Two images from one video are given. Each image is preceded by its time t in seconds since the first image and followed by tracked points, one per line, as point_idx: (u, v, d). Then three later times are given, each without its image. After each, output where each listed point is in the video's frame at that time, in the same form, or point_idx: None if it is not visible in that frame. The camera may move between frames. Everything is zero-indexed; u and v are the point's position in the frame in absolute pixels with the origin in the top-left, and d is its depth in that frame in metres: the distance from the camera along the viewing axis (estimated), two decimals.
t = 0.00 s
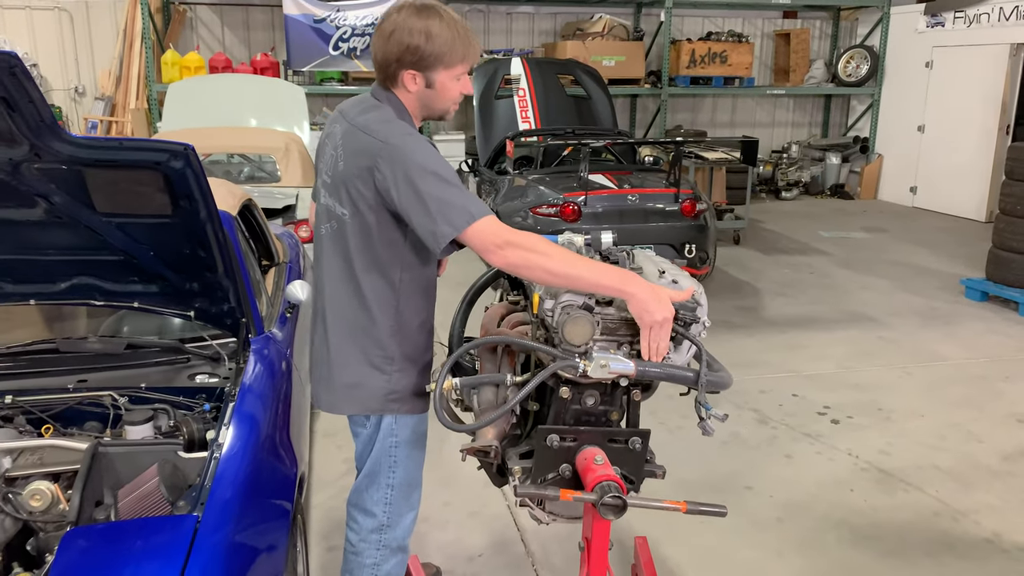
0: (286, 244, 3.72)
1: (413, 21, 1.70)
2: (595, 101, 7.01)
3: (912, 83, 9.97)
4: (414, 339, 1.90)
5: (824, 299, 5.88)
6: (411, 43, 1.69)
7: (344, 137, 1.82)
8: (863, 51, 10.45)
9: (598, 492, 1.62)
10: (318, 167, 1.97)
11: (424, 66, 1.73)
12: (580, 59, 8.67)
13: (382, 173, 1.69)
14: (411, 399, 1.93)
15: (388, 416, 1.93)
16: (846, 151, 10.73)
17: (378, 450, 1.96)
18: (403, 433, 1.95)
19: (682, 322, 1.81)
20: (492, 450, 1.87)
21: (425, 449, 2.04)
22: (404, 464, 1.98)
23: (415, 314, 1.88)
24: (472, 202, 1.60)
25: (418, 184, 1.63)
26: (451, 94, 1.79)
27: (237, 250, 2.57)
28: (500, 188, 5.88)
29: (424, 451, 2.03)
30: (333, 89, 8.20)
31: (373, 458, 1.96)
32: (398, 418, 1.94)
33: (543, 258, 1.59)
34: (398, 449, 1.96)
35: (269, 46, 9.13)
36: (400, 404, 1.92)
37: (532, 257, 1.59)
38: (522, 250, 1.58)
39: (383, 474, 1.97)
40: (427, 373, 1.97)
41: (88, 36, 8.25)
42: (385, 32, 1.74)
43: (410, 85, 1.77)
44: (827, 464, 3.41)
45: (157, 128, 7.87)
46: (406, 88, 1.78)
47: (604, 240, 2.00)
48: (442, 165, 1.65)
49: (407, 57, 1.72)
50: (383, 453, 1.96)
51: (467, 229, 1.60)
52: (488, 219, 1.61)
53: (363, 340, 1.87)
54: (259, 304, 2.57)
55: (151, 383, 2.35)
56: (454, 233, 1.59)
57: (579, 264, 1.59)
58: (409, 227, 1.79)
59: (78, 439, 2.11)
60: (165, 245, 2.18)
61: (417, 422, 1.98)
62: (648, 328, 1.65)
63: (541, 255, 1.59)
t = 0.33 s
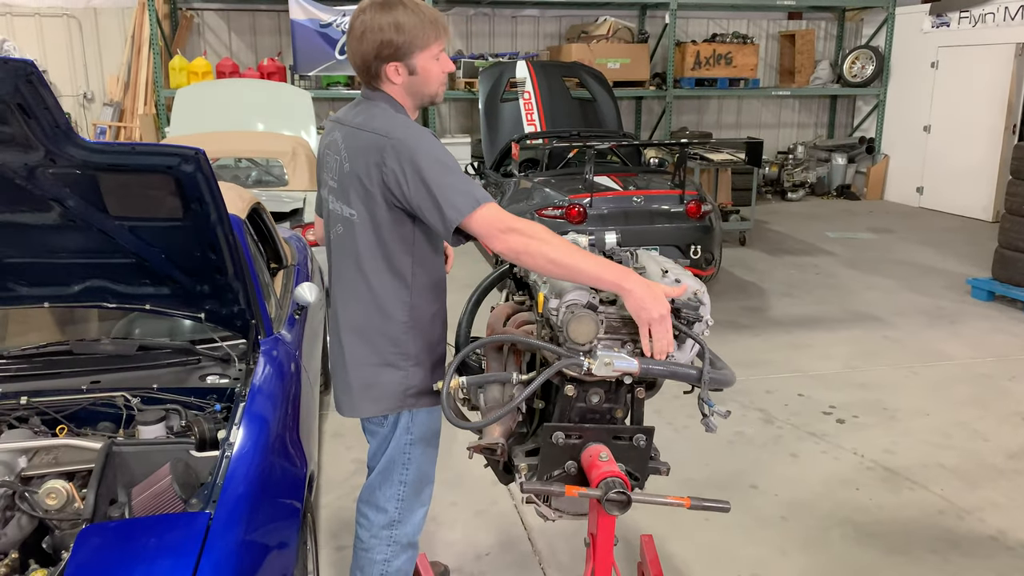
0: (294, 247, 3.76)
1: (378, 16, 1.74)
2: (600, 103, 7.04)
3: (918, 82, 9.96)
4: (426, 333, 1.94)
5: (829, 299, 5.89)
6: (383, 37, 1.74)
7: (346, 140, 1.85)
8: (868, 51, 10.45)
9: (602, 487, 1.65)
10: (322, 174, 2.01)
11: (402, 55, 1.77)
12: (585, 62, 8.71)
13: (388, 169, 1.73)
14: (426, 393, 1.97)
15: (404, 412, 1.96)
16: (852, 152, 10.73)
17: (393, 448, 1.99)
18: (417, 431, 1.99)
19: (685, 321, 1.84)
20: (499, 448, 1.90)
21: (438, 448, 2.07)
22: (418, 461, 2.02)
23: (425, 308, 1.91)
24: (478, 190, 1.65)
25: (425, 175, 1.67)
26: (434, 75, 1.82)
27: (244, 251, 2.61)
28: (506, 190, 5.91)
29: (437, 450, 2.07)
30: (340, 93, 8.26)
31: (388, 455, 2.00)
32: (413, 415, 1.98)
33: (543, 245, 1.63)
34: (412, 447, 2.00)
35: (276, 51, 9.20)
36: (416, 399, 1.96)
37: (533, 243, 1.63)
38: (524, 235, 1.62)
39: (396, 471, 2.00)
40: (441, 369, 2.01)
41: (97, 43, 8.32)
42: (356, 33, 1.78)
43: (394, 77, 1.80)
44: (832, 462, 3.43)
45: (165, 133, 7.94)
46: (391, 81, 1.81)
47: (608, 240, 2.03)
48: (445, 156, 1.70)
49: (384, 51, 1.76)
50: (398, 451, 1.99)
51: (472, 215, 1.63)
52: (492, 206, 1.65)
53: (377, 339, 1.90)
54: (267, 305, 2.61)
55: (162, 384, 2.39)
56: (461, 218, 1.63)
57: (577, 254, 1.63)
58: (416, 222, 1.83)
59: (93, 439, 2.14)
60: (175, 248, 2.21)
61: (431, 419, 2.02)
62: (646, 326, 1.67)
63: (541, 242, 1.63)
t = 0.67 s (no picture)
0: (299, 253, 3.77)
1: (363, 23, 1.76)
2: (603, 108, 7.05)
3: (921, 86, 9.96)
4: (438, 330, 1.94)
5: (834, 303, 5.89)
6: (371, 42, 1.75)
7: (346, 147, 1.87)
8: (871, 56, 10.46)
9: (613, 492, 1.65)
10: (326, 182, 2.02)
11: (391, 57, 1.78)
12: (588, 67, 8.72)
13: (388, 167, 1.73)
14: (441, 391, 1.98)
15: (416, 416, 1.97)
16: (856, 156, 10.67)
17: (401, 452, 2.00)
18: (426, 435, 2.00)
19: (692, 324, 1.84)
20: (508, 452, 1.91)
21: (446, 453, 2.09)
22: (426, 466, 2.03)
23: (435, 305, 1.92)
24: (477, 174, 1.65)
25: (423, 168, 1.67)
26: (428, 72, 1.82)
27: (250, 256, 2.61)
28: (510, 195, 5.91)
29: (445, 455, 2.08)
30: (344, 99, 8.28)
31: (396, 460, 2.00)
32: (422, 419, 1.99)
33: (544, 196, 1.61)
34: (420, 452, 2.01)
35: (280, 57, 9.22)
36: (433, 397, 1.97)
37: (532, 197, 1.61)
38: (522, 193, 1.61)
39: (406, 476, 2.01)
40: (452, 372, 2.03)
41: (101, 49, 8.36)
42: (345, 44, 1.81)
43: (388, 79, 1.81)
44: (840, 467, 3.42)
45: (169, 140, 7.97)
46: (386, 84, 1.82)
47: (615, 245, 2.04)
48: (441, 146, 1.71)
49: (373, 55, 1.77)
50: (407, 456, 2.00)
51: (471, 191, 1.63)
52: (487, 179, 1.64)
53: (391, 342, 1.91)
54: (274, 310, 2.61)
55: (170, 390, 2.39)
56: (460, 201, 1.63)
57: (579, 195, 1.60)
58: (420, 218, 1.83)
59: (102, 444, 2.14)
60: (183, 254, 2.22)
61: (440, 423, 2.03)
62: (679, 225, 1.63)
63: (541, 195, 1.61)
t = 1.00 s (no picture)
0: (308, 259, 3.77)
1: (388, 27, 1.76)
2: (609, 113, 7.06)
3: (926, 91, 9.96)
4: (432, 343, 1.93)
5: (841, 308, 5.88)
6: (389, 47, 1.76)
7: (351, 154, 1.90)
8: (876, 60, 10.39)
9: (628, 499, 1.65)
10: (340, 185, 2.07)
11: (407, 66, 1.78)
12: (593, 72, 8.74)
13: (377, 180, 1.76)
14: (438, 400, 1.97)
15: (417, 422, 1.97)
16: (861, 161, 10.68)
17: (404, 458, 2.00)
18: (430, 441, 2.00)
19: (706, 330, 1.84)
20: (522, 460, 1.92)
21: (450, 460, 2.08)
22: (430, 473, 2.02)
23: (430, 316, 1.91)
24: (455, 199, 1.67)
25: (406, 183, 1.69)
26: (441, 89, 1.82)
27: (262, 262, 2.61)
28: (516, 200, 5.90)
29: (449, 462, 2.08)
30: (350, 104, 8.31)
31: (399, 466, 2.00)
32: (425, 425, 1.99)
33: (515, 208, 1.64)
34: (424, 458, 2.00)
35: (286, 63, 9.25)
36: (427, 408, 1.96)
37: (505, 212, 1.63)
38: (495, 212, 1.63)
39: (410, 483, 2.00)
40: (454, 385, 2.01)
41: (108, 56, 8.39)
42: (366, 43, 1.81)
43: (400, 87, 1.82)
44: (850, 473, 3.41)
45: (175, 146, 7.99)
46: (398, 92, 1.83)
47: (628, 251, 2.04)
48: (428, 163, 1.72)
49: (390, 60, 1.77)
50: (410, 462, 2.00)
51: (448, 215, 1.65)
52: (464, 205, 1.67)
53: (384, 347, 1.92)
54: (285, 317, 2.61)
55: (181, 397, 2.39)
56: (434, 222, 1.65)
57: (542, 183, 1.64)
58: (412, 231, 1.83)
59: (114, 450, 2.14)
60: (194, 261, 2.22)
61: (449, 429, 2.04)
62: (626, 151, 1.75)
63: (512, 206, 1.63)
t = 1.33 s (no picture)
0: (319, 260, 3.78)
1: (425, 31, 1.77)
2: (618, 114, 7.07)
3: (937, 93, 9.93)
4: (424, 344, 1.96)
5: (852, 310, 5.86)
6: (419, 52, 1.76)
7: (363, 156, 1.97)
8: (887, 62, 10.33)
9: (642, 499, 1.66)
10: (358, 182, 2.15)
11: (434, 74, 1.79)
12: (603, 74, 8.74)
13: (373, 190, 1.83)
14: (430, 404, 2.00)
15: (410, 419, 2.01)
16: (871, 163, 10.64)
17: (403, 457, 2.03)
18: (427, 440, 2.02)
19: (719, 331, 1.84)
20: (535, 459, 1.93)
21: (452, 460, 2.09)
22: (430, 473, 2.03)
23: (423, 320, 1.94)
24: (435, 239, 1.71)
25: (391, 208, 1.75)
26: (463, 104, 1.83)
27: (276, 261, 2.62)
28: (525, 202, 5.90)
29: (451, 462, 2.09)
30: (360, 106, 8.33)
31: (398, 464, 2.03)
32: (419, 424, 2.01)
33: (489, 278, 1.67)
34: (422, 458, 2.02)
35: (296, 65, 9.29)
36: (420, 407, 1.99)
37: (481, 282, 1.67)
38: (471, 278, 1.67)
39: (409, 483, 2.01)
40: (454, 386, 2.02)
41: (120, 57, 8.44)
42: (402, 39, 1.82)
43: (423, 92, 1.83)
44: (861, 475, 3.40)
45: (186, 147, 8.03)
46: (421, 96, 1.84)
47: (641, 252, 2.04)
48: (417, 194, 1.74)
49: (418, 64, 1.78)
50: (408, 460, 2.02)
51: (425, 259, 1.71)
52: (448, 255, 1.72)
53: (380, 344, 1.98)
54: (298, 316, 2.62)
55: (196, 396, 2.40)
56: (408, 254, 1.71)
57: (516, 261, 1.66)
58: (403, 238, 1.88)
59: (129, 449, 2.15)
60: (210, 261, 2.24)
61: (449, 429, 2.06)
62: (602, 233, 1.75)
63: (487, 276, 1.67)
